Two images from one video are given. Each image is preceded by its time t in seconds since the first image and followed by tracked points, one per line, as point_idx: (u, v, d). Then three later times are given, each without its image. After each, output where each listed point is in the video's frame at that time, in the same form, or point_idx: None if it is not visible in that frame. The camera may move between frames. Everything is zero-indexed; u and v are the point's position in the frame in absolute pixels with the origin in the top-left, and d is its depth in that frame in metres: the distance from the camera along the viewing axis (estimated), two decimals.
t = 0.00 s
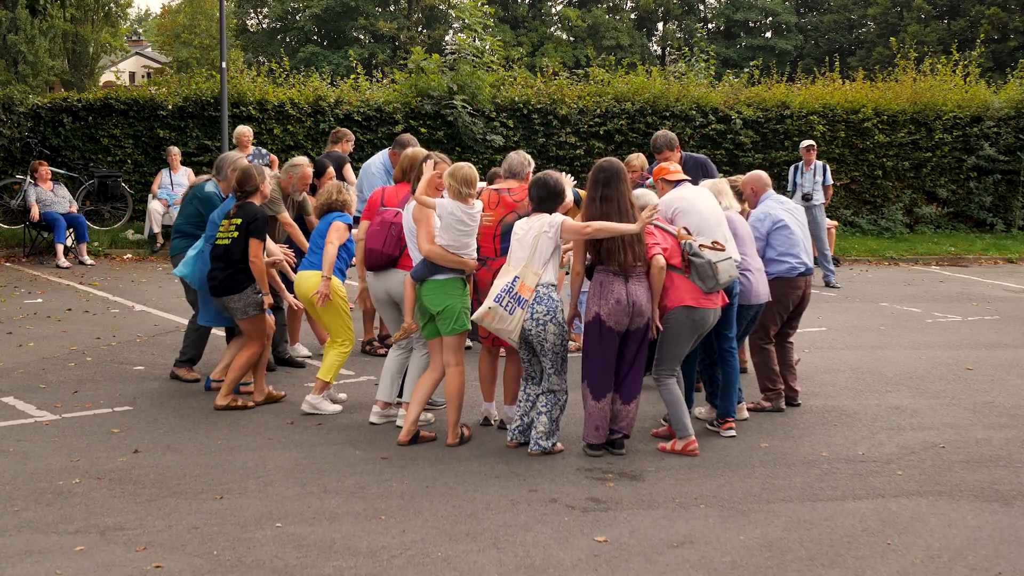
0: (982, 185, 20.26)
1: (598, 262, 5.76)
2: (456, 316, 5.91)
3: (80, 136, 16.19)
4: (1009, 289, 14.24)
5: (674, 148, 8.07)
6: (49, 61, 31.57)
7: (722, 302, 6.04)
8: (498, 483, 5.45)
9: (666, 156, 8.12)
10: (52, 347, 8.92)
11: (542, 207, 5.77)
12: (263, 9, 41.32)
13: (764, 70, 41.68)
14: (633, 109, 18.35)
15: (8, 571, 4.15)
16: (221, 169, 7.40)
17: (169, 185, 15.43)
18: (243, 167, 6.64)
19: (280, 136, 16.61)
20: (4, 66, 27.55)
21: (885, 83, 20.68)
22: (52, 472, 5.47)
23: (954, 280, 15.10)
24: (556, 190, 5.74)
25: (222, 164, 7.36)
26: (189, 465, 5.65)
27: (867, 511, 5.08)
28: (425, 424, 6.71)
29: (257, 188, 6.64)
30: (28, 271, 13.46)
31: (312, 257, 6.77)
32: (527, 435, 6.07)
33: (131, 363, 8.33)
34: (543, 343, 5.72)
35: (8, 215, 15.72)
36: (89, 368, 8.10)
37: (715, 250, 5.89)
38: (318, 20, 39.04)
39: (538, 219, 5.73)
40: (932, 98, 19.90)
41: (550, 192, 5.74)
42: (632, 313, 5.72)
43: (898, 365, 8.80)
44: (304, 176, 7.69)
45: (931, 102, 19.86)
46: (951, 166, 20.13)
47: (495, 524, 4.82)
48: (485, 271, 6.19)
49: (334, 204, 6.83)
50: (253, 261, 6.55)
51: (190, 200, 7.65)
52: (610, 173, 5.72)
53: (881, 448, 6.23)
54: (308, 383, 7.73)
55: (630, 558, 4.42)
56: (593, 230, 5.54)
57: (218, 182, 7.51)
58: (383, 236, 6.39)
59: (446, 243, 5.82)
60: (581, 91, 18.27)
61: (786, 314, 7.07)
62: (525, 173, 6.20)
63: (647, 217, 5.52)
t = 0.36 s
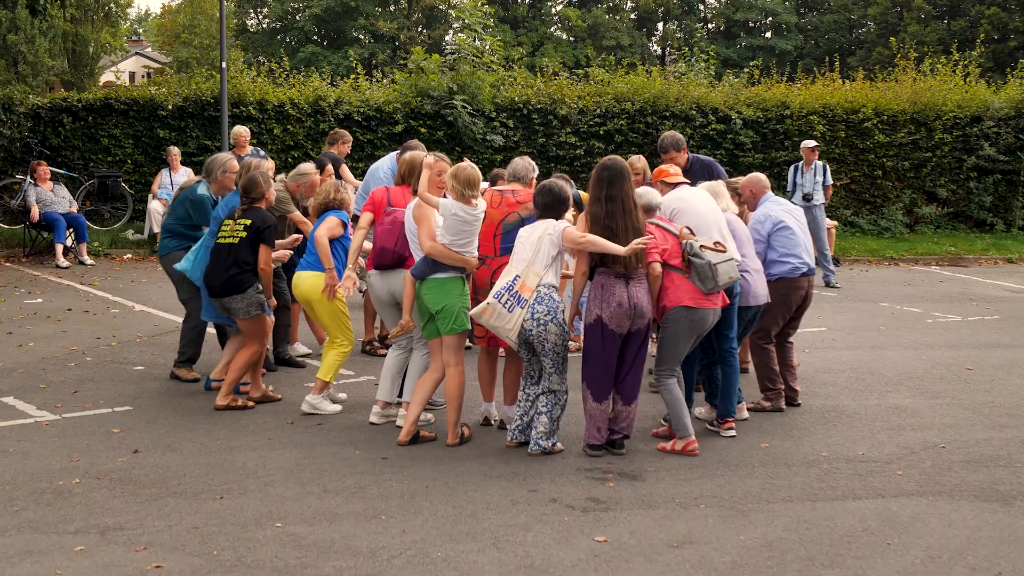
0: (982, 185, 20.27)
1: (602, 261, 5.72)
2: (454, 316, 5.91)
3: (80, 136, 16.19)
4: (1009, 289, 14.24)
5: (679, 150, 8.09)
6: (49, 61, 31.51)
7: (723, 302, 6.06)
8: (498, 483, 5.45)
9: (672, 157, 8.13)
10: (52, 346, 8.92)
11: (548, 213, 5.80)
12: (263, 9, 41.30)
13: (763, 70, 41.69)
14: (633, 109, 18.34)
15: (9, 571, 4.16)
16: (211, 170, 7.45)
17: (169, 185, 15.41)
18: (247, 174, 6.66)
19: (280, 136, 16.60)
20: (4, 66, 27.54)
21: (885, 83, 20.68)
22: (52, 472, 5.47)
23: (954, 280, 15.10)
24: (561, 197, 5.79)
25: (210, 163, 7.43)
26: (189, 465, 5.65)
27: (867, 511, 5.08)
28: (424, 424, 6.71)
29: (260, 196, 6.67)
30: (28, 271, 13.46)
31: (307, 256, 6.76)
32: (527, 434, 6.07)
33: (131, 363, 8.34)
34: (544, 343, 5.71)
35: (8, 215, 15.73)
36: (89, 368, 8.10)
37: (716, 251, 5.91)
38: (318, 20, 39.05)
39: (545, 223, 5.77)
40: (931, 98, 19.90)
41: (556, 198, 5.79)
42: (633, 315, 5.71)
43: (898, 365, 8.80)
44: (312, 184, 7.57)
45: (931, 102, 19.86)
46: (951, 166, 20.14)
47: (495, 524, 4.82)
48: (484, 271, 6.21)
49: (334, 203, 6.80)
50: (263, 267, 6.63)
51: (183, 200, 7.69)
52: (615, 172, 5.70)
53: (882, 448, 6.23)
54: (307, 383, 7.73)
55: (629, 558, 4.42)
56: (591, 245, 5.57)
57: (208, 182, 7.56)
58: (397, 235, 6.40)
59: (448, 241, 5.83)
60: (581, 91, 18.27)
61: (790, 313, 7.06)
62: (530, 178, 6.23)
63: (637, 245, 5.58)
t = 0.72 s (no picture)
0: (982, 185, 20.27)
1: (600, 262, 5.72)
2: (455, 315, 5.91)
3: (80, 136, 16.17)
4: (1009, 289, 14.24)
5: (693, 153, 8.16)
6: (49, 61, 31.42)
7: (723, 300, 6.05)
8: (498, 483, 5.45)
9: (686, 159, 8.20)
10: (52, 346, 8.92)
11: (549, 216, 5.80)
12: (263, 9, 41.29)
13: (763, 70, 41.69)
14: (633, 109, 18.33)
15: (9, 571, 4.16)
16: (192, 165, 7.45)
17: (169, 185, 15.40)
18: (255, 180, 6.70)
19: (280, 136, 16.60)
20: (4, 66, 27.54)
21: (885, 83, 20.67)
22: (52, 472, 5.47)
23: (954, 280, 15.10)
24: (564, 199, 5.77)
25: (191, 159, 7.43)
26: (189, 465, 5.65)
27: (867, 511, 5.08)
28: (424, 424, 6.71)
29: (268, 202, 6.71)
30: (28, 271, 13.46)
31: (309, 250, 6.64)
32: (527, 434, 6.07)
33: (131, 363, 8.33)
34: (544, 344, 5.70)
35: (8, 215, 15.73)
36: (89, 368, 8.10)
37: (718, 249, 5.88)
38: (318, 20, 39.05)
39: (547, 225, 5.77)
40: (932, 98, 19.90)
41: (559, 200, 5.77)
42: (628, 318, 5.68)
43: (898, 365, 8.80)
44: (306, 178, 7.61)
45: (931, 102, 19.86)
46: (951, 166, 20.14)
47: (495, 524, 4.82)
48: (481, 271, 6.24)
49: (333, 195, 6.74)
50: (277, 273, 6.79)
51: (165, 199, 7.64)
52: (617, 172, 5.71)
53: (882, 448, 6.22)
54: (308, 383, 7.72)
55: (629, 558, 4.42)
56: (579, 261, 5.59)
57: (188, 178, 7.53)
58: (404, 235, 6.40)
59: (450, 242, 5.83)
60: (581, 91, 18.27)
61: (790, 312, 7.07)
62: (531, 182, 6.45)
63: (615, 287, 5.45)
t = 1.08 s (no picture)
0: (982, 185, 20.27)
1: (603, 266, 5.65)
2: (457, 315, 5.91)
3: (80, 136, 16.16)
4: (1009, 289, 14.24)
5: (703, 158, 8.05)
6: (49, 61, 31.34)
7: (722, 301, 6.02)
8: (498, 483, 5.45)
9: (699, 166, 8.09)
10: (52, 346, 8.92)
11: (550, 217, 5.79)
12: (263, 9, 41.26)
13: (763, 70, 41.70)
14: (633, 109, 18.34)
15: (8, 572, 4.15)
16: (174, 162, 7.56)
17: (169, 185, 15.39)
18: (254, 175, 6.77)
19: (280, 136, 16.59)
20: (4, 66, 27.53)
21: (885, 83, 20.67)
22: (52, 472, 5.47)
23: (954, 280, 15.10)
24: (564, 201, 5.78)
25: (174, 156, 7.52)
26: (189, 465, 5.65)
27: (867, 511, 5.08)
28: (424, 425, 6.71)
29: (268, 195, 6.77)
30: (28, 271, 13.46)
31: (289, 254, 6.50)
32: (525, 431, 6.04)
33: (131, 363, 8.33)
34: (553, 346, 5.71)
35: (8, 215, 15.73)
36: (89, 369, 8.10)
37: (712, 250, 5.81)
38: (318, 20, 39.04)
39: (553, 228, 5.78)
40: (931, 98, 19.90)
41: (559, 202, 5.76)
42: (631, 323, 5.63)
43: (898, 365, 8.80)
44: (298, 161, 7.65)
45: (931, 102, 19.86)
46: (951, 166, 20.14)
47: (495, 524, 4.82)
48: (481, 271, 6.20)
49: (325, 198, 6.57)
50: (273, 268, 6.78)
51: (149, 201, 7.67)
52: (622, 174, 5.62)
53: (882, 448, 6.22)
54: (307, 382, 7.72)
55: (630, 558, 4.42)
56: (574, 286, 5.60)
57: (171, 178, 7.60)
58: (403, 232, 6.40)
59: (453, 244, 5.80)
60: (581, 91, 18.27)
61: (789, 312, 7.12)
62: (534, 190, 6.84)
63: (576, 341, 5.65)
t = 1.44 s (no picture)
0: (982, 185, 20.26)
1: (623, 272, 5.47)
2: (463, 315, 5.91)
3: (79, 136, 16.15)
4: (1009, 289, 14.24)
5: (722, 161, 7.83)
6: (48, 60, 31.29)
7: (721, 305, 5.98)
8: (498, 483, 5.45)
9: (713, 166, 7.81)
10: (52, 346, 8.92)
11: (549, 220, 5.67)
12: (263, 9, 41.25)
13: (763, 71, 41.70)
14: (633, 109, 18.34)
15: (9, 571, 4.15)
16: (153, 161, 7.54)
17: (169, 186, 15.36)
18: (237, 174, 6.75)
19: (280, 136, 16.59)
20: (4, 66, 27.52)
21: (885, 83, 20.68)
22: (52, 472, 5.47)
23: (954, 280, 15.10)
24: (564, 204, 5.66)
25: (152, 154, 7.50)
26: (189, 465, 5.65)
27: (867, 511, 5.08)
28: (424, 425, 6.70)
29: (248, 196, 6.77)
30: (28, 271, 13.46)
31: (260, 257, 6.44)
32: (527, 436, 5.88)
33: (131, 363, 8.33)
34: (547, 349, 5.54)
35: (8, 215, 15.72)
36: (89, 369, 8.10)
37: (704, 252, 5.73)
38: (318, 20, 39.05)
39: (555, 231, 5.66)
40: (931, 98, 19.91)
41: (559, 205, 5.65)
42: (647, 331, 5.47)
43: (897, 365, 8.80)
44: (286, 162, 7.69)
45: (931, 102, 19.87)
46: (951, 166, 20.13)
47: (495, 524, 4.82)
48: (474, 272, 6.18)
49: (309, 201, 6.46)
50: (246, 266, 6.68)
51: (126, 197, 7.68)
52: (644, 179, 5.47)
53: (882, 448, 6.23)
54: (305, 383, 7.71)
55: (630, 558, 4.42)
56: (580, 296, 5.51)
57: (150, 175, 7.62)
58: (399, 229, 6.38)
59: (455, 244, 5.80)
60: (581, 91, 18.27)
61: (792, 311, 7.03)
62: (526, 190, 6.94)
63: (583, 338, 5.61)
